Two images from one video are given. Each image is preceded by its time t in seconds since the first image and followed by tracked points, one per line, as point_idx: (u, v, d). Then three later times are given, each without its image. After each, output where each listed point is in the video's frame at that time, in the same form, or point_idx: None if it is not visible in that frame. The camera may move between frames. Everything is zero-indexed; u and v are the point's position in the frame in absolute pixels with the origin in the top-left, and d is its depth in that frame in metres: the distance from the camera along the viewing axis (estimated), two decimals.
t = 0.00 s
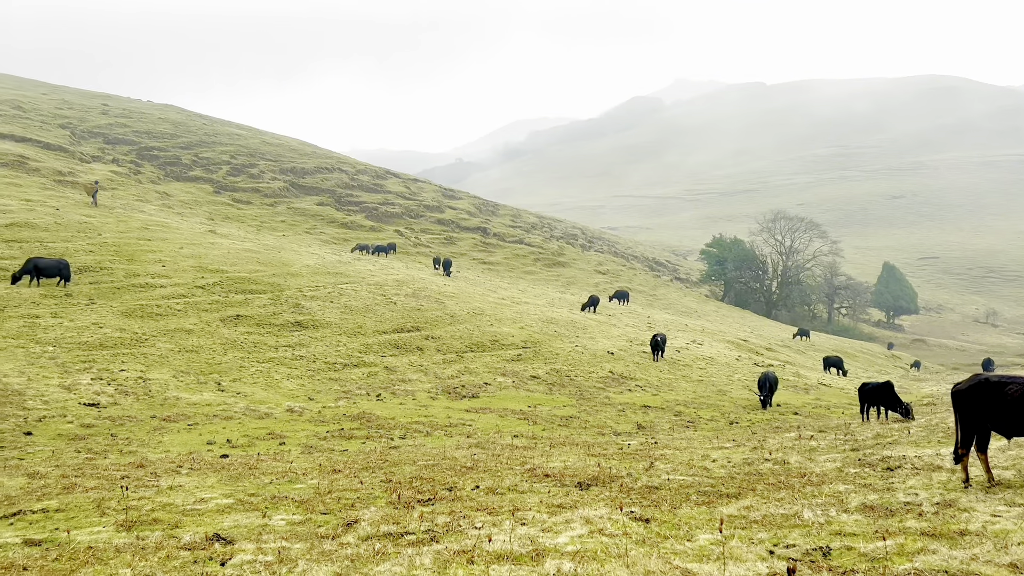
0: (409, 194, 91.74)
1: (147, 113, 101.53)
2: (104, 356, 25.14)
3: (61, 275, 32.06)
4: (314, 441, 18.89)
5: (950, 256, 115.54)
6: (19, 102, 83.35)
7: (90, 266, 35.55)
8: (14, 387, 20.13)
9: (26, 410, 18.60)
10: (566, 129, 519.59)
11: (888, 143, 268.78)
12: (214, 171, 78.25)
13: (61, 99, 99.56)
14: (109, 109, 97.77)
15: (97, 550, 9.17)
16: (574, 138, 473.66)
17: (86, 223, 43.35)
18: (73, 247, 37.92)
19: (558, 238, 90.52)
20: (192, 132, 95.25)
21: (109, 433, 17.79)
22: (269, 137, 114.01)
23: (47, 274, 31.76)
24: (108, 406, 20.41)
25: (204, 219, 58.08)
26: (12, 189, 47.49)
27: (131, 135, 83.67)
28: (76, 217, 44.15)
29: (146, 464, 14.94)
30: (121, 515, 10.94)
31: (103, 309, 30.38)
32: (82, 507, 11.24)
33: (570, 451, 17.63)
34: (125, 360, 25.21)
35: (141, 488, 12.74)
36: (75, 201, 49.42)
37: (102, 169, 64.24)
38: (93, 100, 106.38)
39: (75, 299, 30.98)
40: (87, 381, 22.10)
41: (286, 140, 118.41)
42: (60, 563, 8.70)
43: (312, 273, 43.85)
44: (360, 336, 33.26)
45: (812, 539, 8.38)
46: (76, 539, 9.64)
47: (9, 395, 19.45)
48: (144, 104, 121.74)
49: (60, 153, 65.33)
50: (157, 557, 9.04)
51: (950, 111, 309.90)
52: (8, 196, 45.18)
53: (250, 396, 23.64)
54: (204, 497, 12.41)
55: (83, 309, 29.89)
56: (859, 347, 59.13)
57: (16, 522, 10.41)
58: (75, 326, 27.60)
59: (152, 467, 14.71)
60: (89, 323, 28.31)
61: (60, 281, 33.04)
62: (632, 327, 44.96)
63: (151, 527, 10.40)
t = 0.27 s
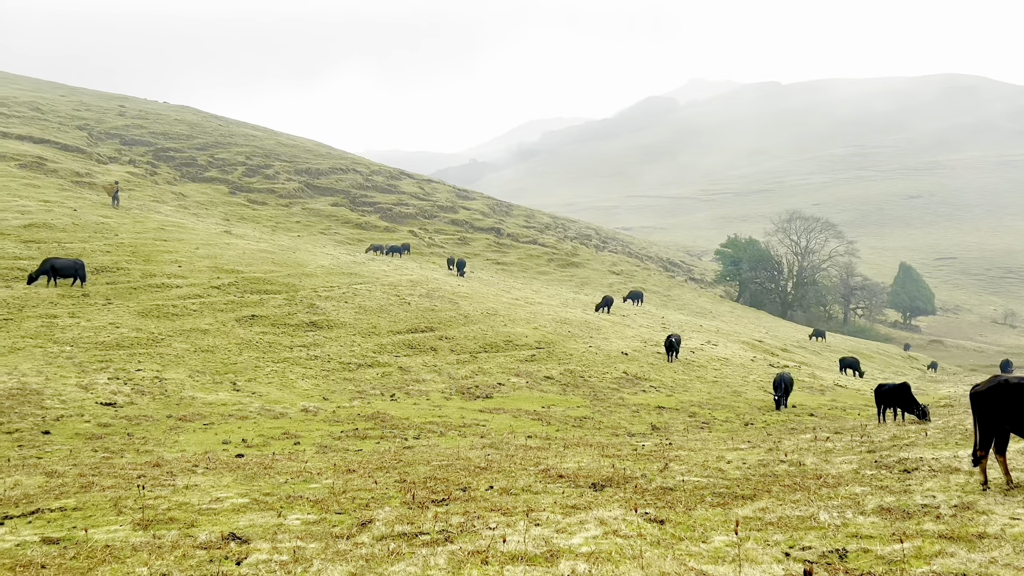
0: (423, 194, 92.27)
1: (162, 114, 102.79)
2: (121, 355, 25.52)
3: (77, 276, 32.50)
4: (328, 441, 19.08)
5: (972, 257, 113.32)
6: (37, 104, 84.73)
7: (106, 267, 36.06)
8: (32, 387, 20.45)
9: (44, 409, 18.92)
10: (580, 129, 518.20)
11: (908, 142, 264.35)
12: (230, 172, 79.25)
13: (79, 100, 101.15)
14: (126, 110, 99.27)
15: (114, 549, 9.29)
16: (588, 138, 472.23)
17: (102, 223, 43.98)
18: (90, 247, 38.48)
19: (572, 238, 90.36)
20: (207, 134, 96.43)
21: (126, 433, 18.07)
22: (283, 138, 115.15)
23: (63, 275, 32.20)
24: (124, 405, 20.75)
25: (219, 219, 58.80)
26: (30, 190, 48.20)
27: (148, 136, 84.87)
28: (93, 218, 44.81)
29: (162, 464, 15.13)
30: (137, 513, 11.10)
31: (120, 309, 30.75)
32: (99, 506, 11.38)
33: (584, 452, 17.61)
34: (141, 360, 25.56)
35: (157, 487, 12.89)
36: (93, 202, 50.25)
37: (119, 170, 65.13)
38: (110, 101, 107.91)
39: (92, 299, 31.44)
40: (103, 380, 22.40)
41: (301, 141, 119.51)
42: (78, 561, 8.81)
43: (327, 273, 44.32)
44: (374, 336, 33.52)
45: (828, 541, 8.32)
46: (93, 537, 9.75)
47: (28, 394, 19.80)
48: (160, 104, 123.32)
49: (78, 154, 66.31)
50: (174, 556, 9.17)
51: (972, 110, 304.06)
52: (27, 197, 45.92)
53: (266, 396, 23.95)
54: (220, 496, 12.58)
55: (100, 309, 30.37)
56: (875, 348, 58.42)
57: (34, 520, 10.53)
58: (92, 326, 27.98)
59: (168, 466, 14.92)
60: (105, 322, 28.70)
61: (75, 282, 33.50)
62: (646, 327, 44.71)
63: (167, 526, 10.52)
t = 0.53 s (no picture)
0: (437, 195, 92.75)
1: (178, 116, 104.31)
2: (137, 356, 25.95)
3: (92, 276, 33.15)
4: (343, 441, 19.28)
5: (995, 257, 110.94)
6: (57, 107, 86.34)
7: (123, 268, 36.71)
8: (50, 387, 20.87)
9: (62, 409, 19.33)
10: (594, 129, 516.48)
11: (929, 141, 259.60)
12: (245, 173, 80.28)
13: (97, 103, 102.89)
14: (143, 112, 100.86)
15: (131, 548, 9.48)
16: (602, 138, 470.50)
17: (120, 224, 44.74)
18: (107, 248, 39.20)
19: (586, 239, 90.10)
20: (223, 135, 97.69)
21: (142, 432, 18.41)
22: (298, 139, 116.33)
23: (79, 275, 32.86)
24: (141, 405, 21.11)
25: (234, 220, 59.51)
26: (48, 191, 49.09)
27: (164, 138, 86.19)
28: (110, 219, 45.61)
29: (178, 463, 15.40)
30: (154, 513, 11.29)
31: (136, 309, 31.36)
32: (116, 505, 11.60)
33: (598, 453, 17.59)
34: (157, 360, 25.98)
35: (173, 487, 13.11)
36: (111, 203, 51.10)
37: (135, 171, 66.13)
38: (127, 104, 109.67)
39: (109, 300, 32.01)
40: (120, 381, 22.81)
41: (316, 142, 120.72)
42: (95, 560, 9.00)
43: (341, 273, 44.76)
44: (388, 337, 33.78)
45: (845, 544, 8.26)
46: (111, 536, 9.95)
47: (46, 394, 20.21)
48: (177, 107, 125.12)
49: (96, 155, 67.38)
50: (190, 555, 9.31)
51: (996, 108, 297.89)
52: (45, 199, 46.80)
53: (281, 396, 24.27)
54: (235, 496, 12.76)
55: (117, 309, 30.89)
56: (891, 349, 57.61)
57: (52, 519, 10.75)
58: (109, 326, 28.48)
59: (184, 466, 15.17)
60: (122, 323, 29.20)
61: (91, 283, 34.19)
62: (660, 328, 44.43)
63: (183, 525, 10.70)
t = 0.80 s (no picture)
0: (452, 196, 93.19)
1: (195, 119, 105.82)
2: (155, 356, 26.40)
3: (109, 276, 33.77)
4: (358, 441, 19.49)
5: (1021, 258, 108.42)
6: (76, 110, 87.99)
7: (141, 269, 37.34)
8: (68, 387, 21.28)
9: (81, 408, 19.71)
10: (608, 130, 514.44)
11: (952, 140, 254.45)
12: (261, 174, 81.27)
13: (116, 105, 104.64)
14: (160, 114, 102.48)
15: (149, 547, 9.68)
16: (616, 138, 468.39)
17: (137, 226, 45.51)
18: (125, 250, 39.88)
19: (600, 239, 89.78)
20: (239, 137, 99.03)
21: (159, 432, 18.75)
22: (313, 141, 117.45)
23: (96, 276, 33.46)
24: (158, 405, 21.45)
25: (250, 222, 60.27)
26: (67, 193, 50.00)
27: (181, 140, 87.59)
28: (127, 220, 46.38)
29: (195, 463, 15.66)
30: (171, 512, 11.50)
31: (153, 310, 31.98)
32: (134, 504, 11.83)
33: (613, 453, 17.56)
34: (175, 360, 26.40)
35: (189, 486, 13.34)
36: (129, 205, 52.02)
37: (152, 173, 67.22)
38: (145, 106, 111.40)
39: (127, 301, 32.57)
40: (137, 380, 23.20)
41: (331, 143, 121.88)
42: (113, 558, 9.20)
43: (356, 274, 45.19)
44: (403, 337, 34.03)
45: (861, 545, 8.21)
46: (128, 535, 10.16)
47: (65, 394, 20.62)
48: (194, 109, 127.11)
49: (114, 158, 68.47)
50: (206, 554, 9.45)
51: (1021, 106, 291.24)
52: (64, 200, 47.65)
53: (297, 396, 24.58)
54: (251, 495, 12.96)
55: (135, 310, 31.45)
56: (908, 349, 56.71)
57: (70, 518, 10.98)
58: (127, 327, 28.96)
59: (200, 466, 15.41)
60: (140, 323, 29.69)
61: (107, 283, 34.81)
62: (676, 329, 44.12)
63: (200, 524, 10.91)
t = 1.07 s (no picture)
0: (466, 197, 93.55)
1: (212, 121, 107.40)
2: (173, 356, 26.87)
3: (126, 277, 34.39)
4: (374, 441, 19.69)
5: None
6: (94, 113, 89.78)
7: (159, 270, 38.01)
8: (87, 387, 21.73)
9: (100, 408, 20.12)
10: (623, 130, 512.01)
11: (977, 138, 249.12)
12: (278, 176, 82.32)
13: (134, 108, 106.46)
14: (177, 117, 104.17)
15: (167, 546, 9.87)
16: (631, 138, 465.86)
17: (155, 227, 46.33)
18: (143, 251, 40.61)
19: (615, 240, 89.41)
20: (256, 139, 100.30)
21: (177, 432, 19.09)
22: (329, 143, 118.64)
23: (113, 276, 34.10)
24: (176, 405, 21.84)
25: (267, 223, 61.10)
26: (86, 195, 50.91)
27: (198, 142, 88.96)
28: (145, 222, 47.20)
29: (213, 462, 15.94)
30: (189, 512, 11.71)
31: (171, 310, 32.57)
32: (152, 504, 12.07)
33: (628, 455, 17.50)
34: (193, 360, 26.86)
35: (207, 486, 13.59)
36: (146, 206, 52.91)
37: (170, 175, 68.37)
38: (163, 109, 113.23)
39: (145, 301, 33.16)
40: (155, 381, 23.62)
41: (346, 145, 123.01)
42: (132, 558, 9.41)
43: (372, 276, 45.61)
44: (418, 338, 34.27)
45: (880, 548, 8.14)
46: (146, 535, 10.36)
47: (85, 394, 21.06)
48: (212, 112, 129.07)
49: (132, 159, 69.62)
50: (224, 554, 9.64)
51: None
52: (83, 202, 48.56)
53: (313, 397, 24.89)
54: (268, 495, 13.18)
55: (153, 310, 32.04)
56: (926, 350, 55.85)
57: (90, 517, 11.21)
58: (145, 328, 29.49)
59: (218, 466, 15.68)
60: (158, 324, 30.23)
61: (124, 284, 35.43)
62: (692, 330, 43.77)
63: (217, 524, 11.11)
